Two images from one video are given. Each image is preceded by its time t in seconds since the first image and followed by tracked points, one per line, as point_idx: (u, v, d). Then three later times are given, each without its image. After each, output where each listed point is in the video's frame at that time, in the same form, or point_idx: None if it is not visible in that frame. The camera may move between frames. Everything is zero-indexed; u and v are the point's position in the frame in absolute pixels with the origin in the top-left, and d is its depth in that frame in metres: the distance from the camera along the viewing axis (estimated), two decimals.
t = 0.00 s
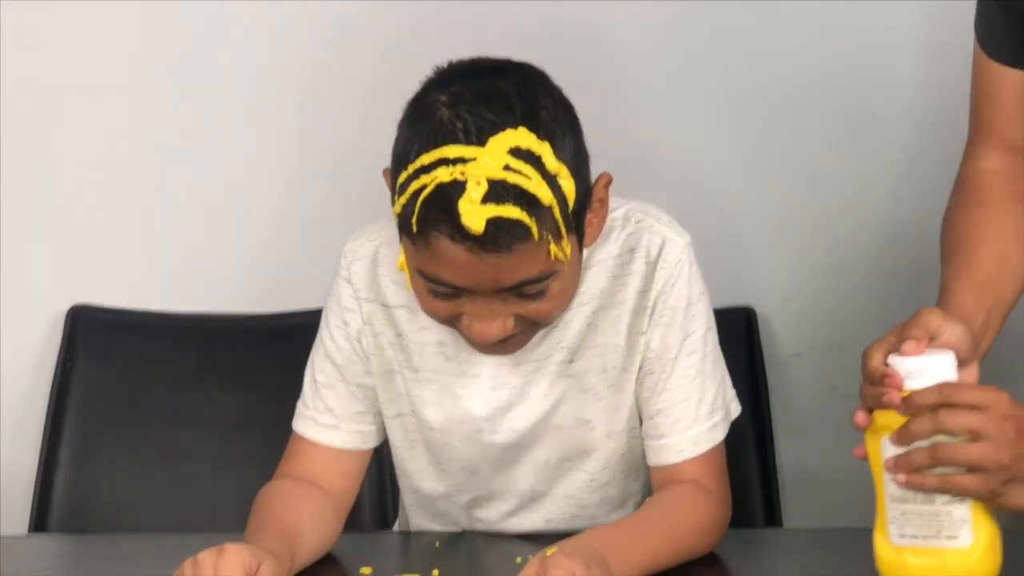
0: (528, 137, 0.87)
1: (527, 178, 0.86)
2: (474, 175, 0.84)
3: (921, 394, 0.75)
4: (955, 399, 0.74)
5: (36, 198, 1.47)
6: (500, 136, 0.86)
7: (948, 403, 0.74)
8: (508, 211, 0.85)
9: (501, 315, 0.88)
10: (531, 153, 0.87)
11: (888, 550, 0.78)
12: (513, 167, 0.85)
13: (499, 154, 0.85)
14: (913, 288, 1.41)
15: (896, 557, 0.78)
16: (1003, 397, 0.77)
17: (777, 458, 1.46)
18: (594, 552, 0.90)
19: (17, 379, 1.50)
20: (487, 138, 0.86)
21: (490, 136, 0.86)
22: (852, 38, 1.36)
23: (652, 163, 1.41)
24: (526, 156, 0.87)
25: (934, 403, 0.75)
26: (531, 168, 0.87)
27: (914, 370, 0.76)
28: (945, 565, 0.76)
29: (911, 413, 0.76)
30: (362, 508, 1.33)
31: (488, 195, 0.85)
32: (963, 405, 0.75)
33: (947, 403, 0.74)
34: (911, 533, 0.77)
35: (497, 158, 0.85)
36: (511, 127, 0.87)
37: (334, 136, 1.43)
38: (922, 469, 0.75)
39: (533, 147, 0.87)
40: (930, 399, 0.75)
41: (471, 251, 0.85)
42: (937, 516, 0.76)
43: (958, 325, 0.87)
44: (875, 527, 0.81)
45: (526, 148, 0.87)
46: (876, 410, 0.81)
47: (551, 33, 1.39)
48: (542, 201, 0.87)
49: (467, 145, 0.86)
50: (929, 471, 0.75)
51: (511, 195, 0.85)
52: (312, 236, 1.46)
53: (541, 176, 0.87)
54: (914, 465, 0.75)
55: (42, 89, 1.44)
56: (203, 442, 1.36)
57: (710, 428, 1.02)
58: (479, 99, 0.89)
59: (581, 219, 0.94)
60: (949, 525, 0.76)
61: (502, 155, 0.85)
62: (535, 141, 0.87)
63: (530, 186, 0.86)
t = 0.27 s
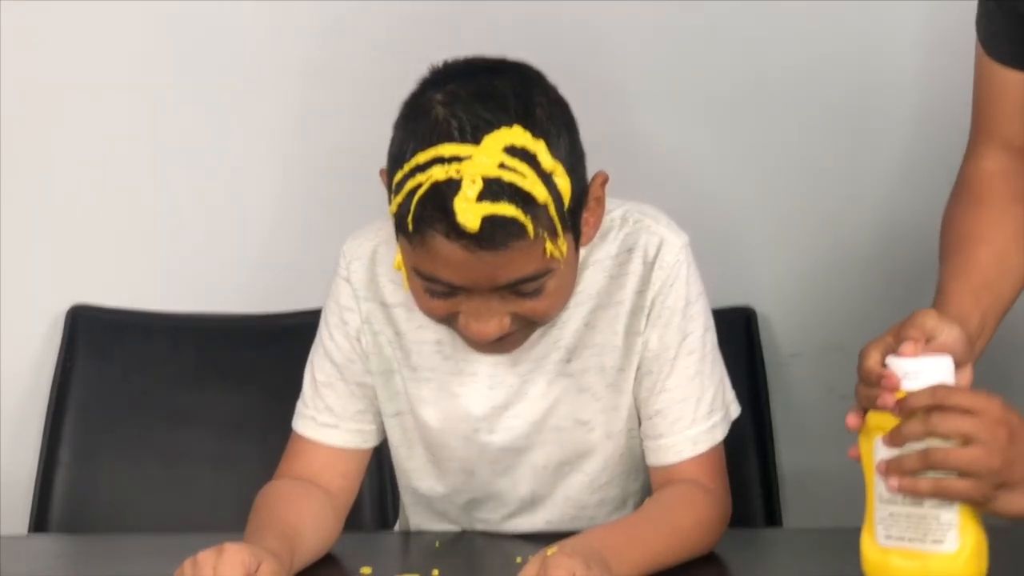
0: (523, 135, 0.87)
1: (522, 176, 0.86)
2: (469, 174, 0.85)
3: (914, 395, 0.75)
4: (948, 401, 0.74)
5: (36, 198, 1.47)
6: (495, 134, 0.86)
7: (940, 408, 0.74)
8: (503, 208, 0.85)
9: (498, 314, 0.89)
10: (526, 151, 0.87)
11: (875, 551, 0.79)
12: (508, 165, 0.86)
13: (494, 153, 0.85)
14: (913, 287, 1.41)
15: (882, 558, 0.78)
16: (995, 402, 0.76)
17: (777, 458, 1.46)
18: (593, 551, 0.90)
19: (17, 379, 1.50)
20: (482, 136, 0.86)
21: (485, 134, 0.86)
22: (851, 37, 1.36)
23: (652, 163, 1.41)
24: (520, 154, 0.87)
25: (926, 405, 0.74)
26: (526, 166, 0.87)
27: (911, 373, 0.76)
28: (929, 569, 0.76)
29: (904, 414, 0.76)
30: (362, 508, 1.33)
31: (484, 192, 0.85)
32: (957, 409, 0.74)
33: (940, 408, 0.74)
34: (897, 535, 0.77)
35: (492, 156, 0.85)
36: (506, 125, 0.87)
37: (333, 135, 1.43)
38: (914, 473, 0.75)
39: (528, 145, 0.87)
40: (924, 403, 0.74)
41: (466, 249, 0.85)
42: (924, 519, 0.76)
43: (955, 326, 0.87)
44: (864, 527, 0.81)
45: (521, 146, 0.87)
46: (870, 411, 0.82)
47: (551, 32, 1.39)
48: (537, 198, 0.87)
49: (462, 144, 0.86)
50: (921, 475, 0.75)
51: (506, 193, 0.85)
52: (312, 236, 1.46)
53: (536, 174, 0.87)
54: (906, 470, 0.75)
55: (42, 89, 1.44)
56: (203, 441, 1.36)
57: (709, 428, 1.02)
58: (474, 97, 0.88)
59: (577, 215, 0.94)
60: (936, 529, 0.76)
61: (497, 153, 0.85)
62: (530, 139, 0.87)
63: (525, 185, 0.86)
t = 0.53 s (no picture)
0: (518, 136, 0.87)
1: (517, 177, 0.86)
2: (465, 174, 0.85)
3: (913, 397, 0.75)
4: (947, 403, 0.74)
5: (36, 198, 1.47)
6: (490, 135, 0.86)
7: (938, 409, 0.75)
8: (499, 209, 0.85)
9: (495, 314, 0.88)
10: (521, 151, 0.87)
11: (872, 551, 0.79)
12: (503, 166, 0.86)
13: (488, 153, 0.85)
14: (913, 286, 1.41)
15: (877, 558, 0.78)
16: (989, 405, 0.77)
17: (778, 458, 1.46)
18: (593, 551, 0.90)
19: (17, 379, 1.50)
20: (477, 137, 0.86)
21: (480, 135, 0.86)
22: (849, 37, 1.36)
23: (651, 163, 1.41)
24: (515, 155, 0.87)
25: (926, 406, 0.75)
26: (521, 166, 0.87)
27: (909, 374, 0.76)
28: (924, 570, 0.76)
29: (903, 416, 0.76)
30: (362, 508, 1.33)
31: (479, 193, 0.85)
32: (954, 412, 0.75)
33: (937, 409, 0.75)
34: (894, 535, 0.77)
35: (487, 157, 0.85)
36: (501, 126, 0.87)
37: (333, 135, 1.43)
38: (911, 477, 0.75)
39: (523, 146, 0.87)
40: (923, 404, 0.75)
41: (461, 249, 0.85)
42: (920, 520, 0.76)
43: (954, 325, 0.87)
44: (862, 527, 0.81)
45: (516, 147, 0.87)
46: (866, 412, 0.82)
47: (550, 32, 1.39)
48: (532, 199, 0.87)
49: (457, 145, 0.86)
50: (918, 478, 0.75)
51: (501, 194, 0.85)
52: (311, 235, 1.46)
53: (532, 174, 0.87)
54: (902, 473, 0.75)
55: (42, 89, 1.44)
56: (203, 441, 1.36)
57: (708, 427, 1.02)
58: (469, 98, 0.88)
59: (574, 217, 0.94)
60: (932, 530, 0.76)
61: (492, 154, 0.85)
62: (525, 140, 0.87)
63: (520, 185, 0.86)
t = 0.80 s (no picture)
0: (515, 139, 0.87)
1: (514, 179, 0.86)
2: (462, 177, 0.84)
3: (912, 398, 0.75)
4: (947, 404, 0.74)
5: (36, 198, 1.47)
6: (487, 138, 0.86)
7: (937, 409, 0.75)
8: (496, 212, 0.85)
9: (494, 316, 0.88)
10: (518, 154, 0.87)
11: (871, 551, 0.79)
12: (500, 169, 0.85)
13: (486, 156, 0.85)
14: (912, 286, 1.41)
15: (876, 558, 0.78)
16: (989, 407, 0.77)
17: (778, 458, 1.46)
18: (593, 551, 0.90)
19: (16, 379, 1.50)
20: (474, 140, 0.86)
21: (477, 138, 0.86)
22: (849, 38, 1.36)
23: (651, 163, 1.41)
24: (512, 157, 0.86)
25: (926, 407, 0.74)
26: (518, 169, 0.86)
27: (909, 373, 0.76)
28: (923, 571, 0.76)
29: (904, 418, 0.76)
30: (362, 507, 1.33)
31: (476, 196, 0.85)
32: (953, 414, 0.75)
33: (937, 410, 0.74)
34: (893, 535, 0.78)
35: (484, 160, 0.85)
36: (498, 129, 0.87)
37: (332, 134, 1.43)
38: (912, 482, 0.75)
39: (519, 148, 0.87)
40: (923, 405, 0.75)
41: (459, 252, 0.85)
42: (920, 520, 0.77)
43: (953, 325, 0.87)
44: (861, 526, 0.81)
45: (513, 150, 0.87)
46: (866, 413, 0.82)
47: (550, 32, 1.39)
48: (529, 201, 0.87)
49: (454, 148, 0.86)
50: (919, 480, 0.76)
51: (498, 197, 0.85)
52: (311, 235, 1.46)
53: (529, 177, 0.87)
54: (902, 477, 0.75)
55: (42, 88, 1.44)
56: (203, 441, 1.36)
57: (708, 427, 1.02)
58: (466, 101, 0.88)
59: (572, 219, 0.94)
60: (931, 530, 0.76)
61: (489, 157, 0.85)
62: (522, 142, 0.87)
63: (518, 188, 0.86)
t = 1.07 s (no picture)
0: (512, 144, 0.87)
1: (512, 184, 0.86)
2: (459, 183, 0.84)
3: (912, 401, 0.75)
4: (946, 406, 0.74)
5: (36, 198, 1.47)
6: (484, 144, 0.86)
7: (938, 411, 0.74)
8: (494, 217, 0.85)
9: (492, 320, 0.88)
10: (515, 159, 0.87)
11: (870, 552, 0.79)
12: (497, 174, 0.85)
13: (482, 161, 0.85)
14: (912, 286, 1.41)
15: (876, 559, 0.78)
16: (988, 412, 0.76)
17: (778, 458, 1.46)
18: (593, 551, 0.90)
19: (17, 379, 1.50)
20: (471, 145, 0.86)
21: (474, 143, 0.86)
22: (848, 38, 1.36)
23: (650, 163, 1.41)
24: (509, 162, 0.86)
25: (926, 409, 0.74)
26: (516, 174, 0.86)
27: (908, 373, 0.76)
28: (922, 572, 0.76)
29: (904, 423, 0.76)
30: (362, 508, 1.33)
31: (473, 202, 0.85)
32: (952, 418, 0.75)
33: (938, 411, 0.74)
34: (892, 537, 0.78)
35: (481, 165, 0.85)
36: (494, 134, 0.87)
37: (332, 134, 1.43)
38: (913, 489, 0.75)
39: (516, 153, 0.87)
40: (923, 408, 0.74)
41: (457, 257, 0.85)
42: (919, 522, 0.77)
43: (952, 324, 0.87)
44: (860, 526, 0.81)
45: (510, 155, 0.86)
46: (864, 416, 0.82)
47: (549, 32, 1.39)
48: (527, 206, 0.86)
49: (451, 153, 0.86)
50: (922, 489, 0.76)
51: (495, 202, 0.85)
52: (310, 235, 1.46)
53: (526, 182, 0.87)
54: (902, 485, 0.75)
55: (42, 88, 1.44)
56: (203, 441, 1.36)
57: (707, 428, 1.02)
58: (463, 106, 0.88)
59: (570, 223, 0.94)
60: (930, 532, 0.76)
61: (486, 162, 0.85)
62: (519, 147, 0.87)
63: (515, 193, 0.86)
